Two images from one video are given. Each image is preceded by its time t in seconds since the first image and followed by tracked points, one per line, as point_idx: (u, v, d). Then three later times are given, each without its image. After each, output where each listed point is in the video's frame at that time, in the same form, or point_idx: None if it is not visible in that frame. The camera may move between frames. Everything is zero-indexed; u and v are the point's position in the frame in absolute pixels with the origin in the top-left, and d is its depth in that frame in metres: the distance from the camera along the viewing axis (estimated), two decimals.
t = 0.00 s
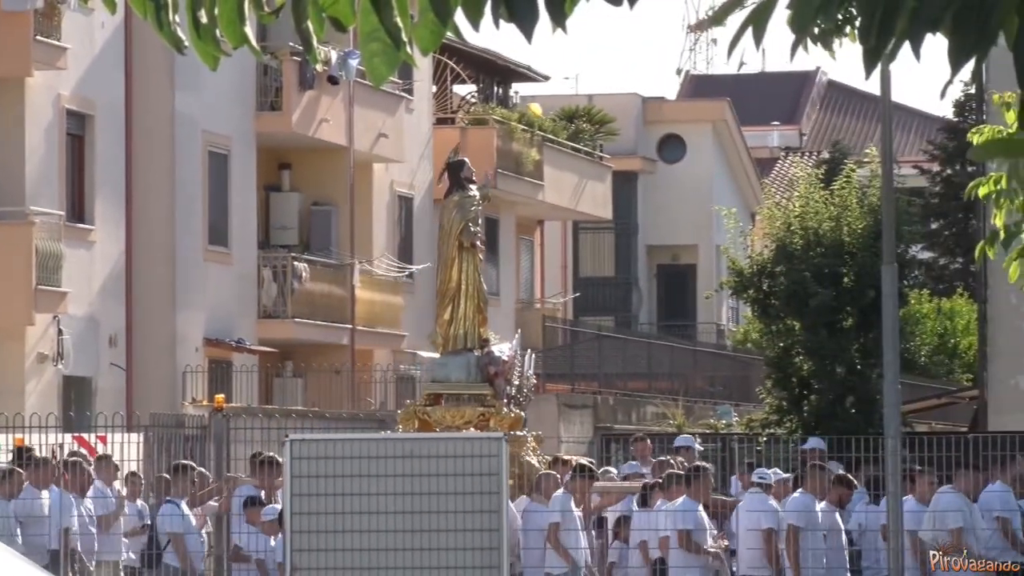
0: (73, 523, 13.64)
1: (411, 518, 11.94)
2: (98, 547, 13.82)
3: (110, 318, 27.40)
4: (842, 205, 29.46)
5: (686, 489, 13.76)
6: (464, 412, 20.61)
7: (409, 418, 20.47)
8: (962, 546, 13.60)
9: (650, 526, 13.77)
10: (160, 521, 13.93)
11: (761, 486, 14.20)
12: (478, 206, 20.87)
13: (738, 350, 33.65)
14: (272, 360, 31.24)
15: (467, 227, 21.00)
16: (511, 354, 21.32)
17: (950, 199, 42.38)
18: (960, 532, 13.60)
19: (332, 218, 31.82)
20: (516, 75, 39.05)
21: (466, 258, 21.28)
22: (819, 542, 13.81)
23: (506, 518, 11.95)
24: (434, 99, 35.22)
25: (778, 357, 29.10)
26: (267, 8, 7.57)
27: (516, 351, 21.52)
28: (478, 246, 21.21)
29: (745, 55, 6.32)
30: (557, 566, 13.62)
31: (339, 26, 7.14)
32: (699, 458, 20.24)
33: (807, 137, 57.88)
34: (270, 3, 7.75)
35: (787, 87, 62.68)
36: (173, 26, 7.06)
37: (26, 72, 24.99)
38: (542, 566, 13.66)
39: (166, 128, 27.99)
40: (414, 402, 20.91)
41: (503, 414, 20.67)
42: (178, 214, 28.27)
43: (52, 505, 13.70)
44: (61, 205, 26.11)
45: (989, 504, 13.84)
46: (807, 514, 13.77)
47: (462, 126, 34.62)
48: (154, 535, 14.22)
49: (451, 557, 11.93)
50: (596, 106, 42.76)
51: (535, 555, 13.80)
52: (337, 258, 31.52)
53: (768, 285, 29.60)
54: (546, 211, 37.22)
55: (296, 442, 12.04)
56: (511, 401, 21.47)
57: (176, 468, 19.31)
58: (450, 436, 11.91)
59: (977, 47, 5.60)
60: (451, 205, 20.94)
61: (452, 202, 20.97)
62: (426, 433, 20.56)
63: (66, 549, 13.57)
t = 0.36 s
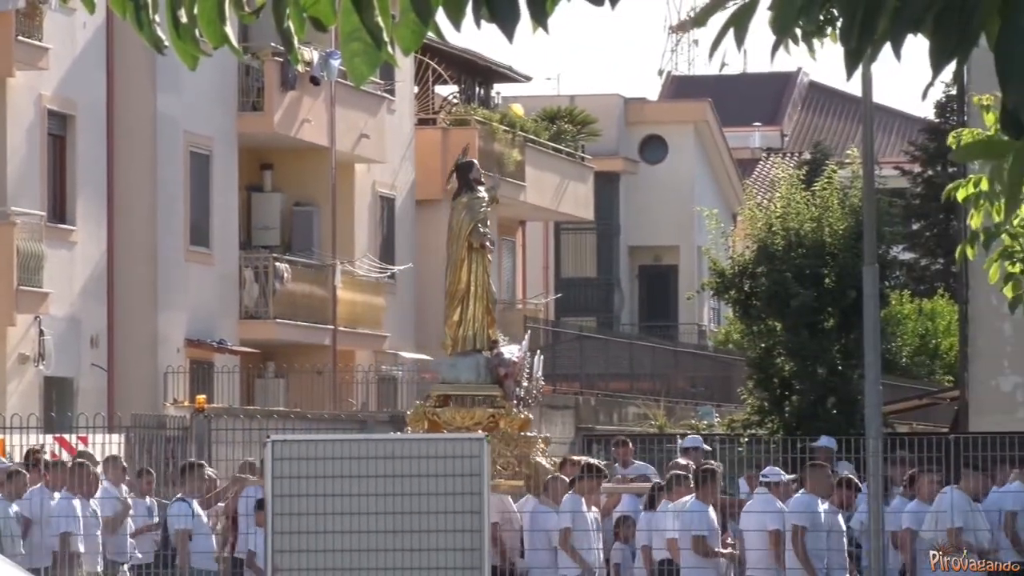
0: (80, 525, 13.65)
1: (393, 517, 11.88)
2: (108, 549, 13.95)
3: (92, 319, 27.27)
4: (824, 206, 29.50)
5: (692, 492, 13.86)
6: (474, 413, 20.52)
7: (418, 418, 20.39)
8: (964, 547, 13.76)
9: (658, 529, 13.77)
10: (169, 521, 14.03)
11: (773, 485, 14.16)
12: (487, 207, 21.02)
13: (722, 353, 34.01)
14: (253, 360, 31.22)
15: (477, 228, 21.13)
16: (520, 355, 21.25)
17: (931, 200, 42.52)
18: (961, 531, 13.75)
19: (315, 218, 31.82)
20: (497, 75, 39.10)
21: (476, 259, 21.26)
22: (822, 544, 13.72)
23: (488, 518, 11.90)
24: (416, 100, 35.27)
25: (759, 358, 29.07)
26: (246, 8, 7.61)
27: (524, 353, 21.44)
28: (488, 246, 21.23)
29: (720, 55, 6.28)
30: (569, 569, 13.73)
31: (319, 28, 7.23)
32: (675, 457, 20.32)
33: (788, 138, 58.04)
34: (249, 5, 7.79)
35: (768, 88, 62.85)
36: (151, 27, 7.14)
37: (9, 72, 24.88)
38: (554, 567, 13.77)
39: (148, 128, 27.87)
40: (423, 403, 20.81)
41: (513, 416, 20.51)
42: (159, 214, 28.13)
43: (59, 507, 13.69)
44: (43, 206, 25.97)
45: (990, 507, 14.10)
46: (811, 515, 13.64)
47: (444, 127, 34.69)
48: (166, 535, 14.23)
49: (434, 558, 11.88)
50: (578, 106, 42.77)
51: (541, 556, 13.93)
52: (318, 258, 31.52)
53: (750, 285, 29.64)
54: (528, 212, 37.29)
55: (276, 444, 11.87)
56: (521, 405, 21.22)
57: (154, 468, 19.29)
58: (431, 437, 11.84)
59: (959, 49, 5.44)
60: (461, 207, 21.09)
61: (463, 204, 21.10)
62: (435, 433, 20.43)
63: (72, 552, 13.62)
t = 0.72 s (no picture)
0: (79, 525, 13.62)
1: (366, 518, 11.90)
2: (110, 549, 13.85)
3: (66, 319, 27.11)
4: (799, 206, 29.51)
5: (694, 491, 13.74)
6: (479, 412, 19.78)
7: (421, 416, 19.65)
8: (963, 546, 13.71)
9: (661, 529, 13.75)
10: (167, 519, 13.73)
11: (772, 485, 13.98)
12: (491, 205, 20.48)
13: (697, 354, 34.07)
14: (228, 360, 31.09)
15: (481, 227, 20.55)
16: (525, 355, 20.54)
17: (907, 201, 42.60)
18: (956, 531, 13.61)
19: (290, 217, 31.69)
20: (473, 75, 39.08)
21: (481, 259, 20.68)
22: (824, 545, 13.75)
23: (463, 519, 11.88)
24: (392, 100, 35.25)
25: (734, 358, 29.11)
26: (222, 8, 7.64)
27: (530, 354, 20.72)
28: (493, 245, 20.67)
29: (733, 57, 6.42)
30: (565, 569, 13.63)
31: (293, 28, 7.32)
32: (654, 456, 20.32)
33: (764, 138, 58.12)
34: (224, 7, 7.82)
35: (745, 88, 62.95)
36: (126, 25, 7.14)
37: None
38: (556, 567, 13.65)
39: (122, 127, 27.72)
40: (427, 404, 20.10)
41: (519, 415, 19.80)
42: (134, 213, 27.98)
43: (58, 506, 13.64)
44: (17, 206, 25.81)
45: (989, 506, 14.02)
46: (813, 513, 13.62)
47: (420, 127, 34.63)
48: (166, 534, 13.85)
49: (409, 557, 11.91)
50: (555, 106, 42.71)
51: (544, 556, 13.79)
52: (293, 258, 31.41)
53: (725, 285, 29.62)
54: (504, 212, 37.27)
55: (251, 444, 11.90)
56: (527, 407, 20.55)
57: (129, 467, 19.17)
58: (406, 437, 11.83)
59: (934, 48, 5.52)
60: (465, 204, 20.52)
61: (466, 203, 20.56)
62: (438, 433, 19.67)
63: (73, 551, 13.59)
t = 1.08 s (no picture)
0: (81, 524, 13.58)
1: (339, 516, 11.70)
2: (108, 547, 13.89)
3: (38, 318, 26.86)
4: (771, 204, 29.50)
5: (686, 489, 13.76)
6: (477, 412, 20.89)
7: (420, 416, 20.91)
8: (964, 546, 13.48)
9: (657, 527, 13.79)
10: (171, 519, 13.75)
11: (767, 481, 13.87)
12: (487, 204, 21.86)
13: (668, 353, 34.16)
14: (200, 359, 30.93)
15: (477, 227, 21.86)
16: (522, 354, 21.66)
17: (877, 199, 42.77)
18: (966, 531, 13.52)
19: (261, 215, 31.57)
20: (445, 74, 39.09)
21: (477, 258, 21.98)
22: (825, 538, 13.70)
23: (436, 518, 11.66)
24: (363, 98, 35.20)
25: (706, 357, 29.12)
26: (194, 5, 7.64)
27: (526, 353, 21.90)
28: (490, 244, 21.94)
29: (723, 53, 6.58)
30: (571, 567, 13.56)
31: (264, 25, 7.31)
32: (625, 454, 20.37)
33: (735, 136, 58.31)
34: (196, 4, 7.83)
35: (716, 87, 63.16)
36: (98, 22, 7.15)
37: None
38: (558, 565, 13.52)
39: (94, 124, 27.50)
40: (426, 403, 21.25)
41: (516, 414, 20.91)
42: (106, 211, 27.75)
43: (58, 505, 13.61)
44: None
45: (988, 503, 13.78)
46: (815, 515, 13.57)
47: (391, 125, 34.60)
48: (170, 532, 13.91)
49: (382, 557, 11.67)
50: (525, 105, 42.75)
51: (540, 553, 13.59)
52: (265, 255, 31.29)
53: (697, 284, 29.67)
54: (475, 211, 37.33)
55: (223, 441, 11.73)
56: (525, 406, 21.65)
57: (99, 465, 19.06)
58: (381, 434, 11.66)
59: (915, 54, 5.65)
60: (461, 205, 21.88)
61: (462, 202, 21.92)
62: (436, 431, 20.92)
63: (73, 551, 13.55)
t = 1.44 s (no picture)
0: (80, 522, 13.39)
1: (313, 515, 11.83)
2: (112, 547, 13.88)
3: (14, 317, 26.70)
4: (745, 204, 29.47)
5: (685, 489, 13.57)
6: (478, 410, 21.23)
7: (421, 415, 21.26)
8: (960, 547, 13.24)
9: (659, 524, 13.44)
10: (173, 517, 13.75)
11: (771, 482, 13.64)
12: (490, 204, 22.08)
13: (643, 352, 34.20)
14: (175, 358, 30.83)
15: (479, 225, 22.12)
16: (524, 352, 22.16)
17: (851, 199, 42.80)
18: (967, 531, 13.25)
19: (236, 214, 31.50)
20: (420, 73, 39.05)
21: (479, 255, 22.26)
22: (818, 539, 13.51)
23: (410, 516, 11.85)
24: (338, 97, 35.11)
25: (681, 356, 29.13)
26: (167, 5, 7.62)
27: (525, 349, 22.36)
28: (491, 241, 22.22)
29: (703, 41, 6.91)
30: (580, 565, 13.32)
31: (241, 24, 7.31)
32: (595, 452, 20.38)
33: (711, 135, 58.41)
34: (169, 3, 7.83)
35: (692, 85, 63.25)
36: (72, 23, 7.11)
37: None
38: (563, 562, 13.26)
39: (68, 124, 27.34)
40: (426, 401, 21.61)
41: (517, 412, 21.29)
42: (81, 211, 27.61)
43: (62, 504, 13.43)
44: None
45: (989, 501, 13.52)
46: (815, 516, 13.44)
47: (366, 124, 34.54)
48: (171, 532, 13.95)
49: (355, 556, 11.82)
50: (500, 103, 42.73)
51: (547, 553, 13.33)
52: (240, 255, 31.22)
53: (671, 283, 29.72)
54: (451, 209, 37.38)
55: (198, 441, 11.86)
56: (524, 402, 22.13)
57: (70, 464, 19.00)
58: (356, 433, 11.81)
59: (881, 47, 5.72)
60: (463, 201, 22.12)
61: (464, 199, 22.13)
62: (437, 429, 21.21)
63: (74, 550, 13.36)
